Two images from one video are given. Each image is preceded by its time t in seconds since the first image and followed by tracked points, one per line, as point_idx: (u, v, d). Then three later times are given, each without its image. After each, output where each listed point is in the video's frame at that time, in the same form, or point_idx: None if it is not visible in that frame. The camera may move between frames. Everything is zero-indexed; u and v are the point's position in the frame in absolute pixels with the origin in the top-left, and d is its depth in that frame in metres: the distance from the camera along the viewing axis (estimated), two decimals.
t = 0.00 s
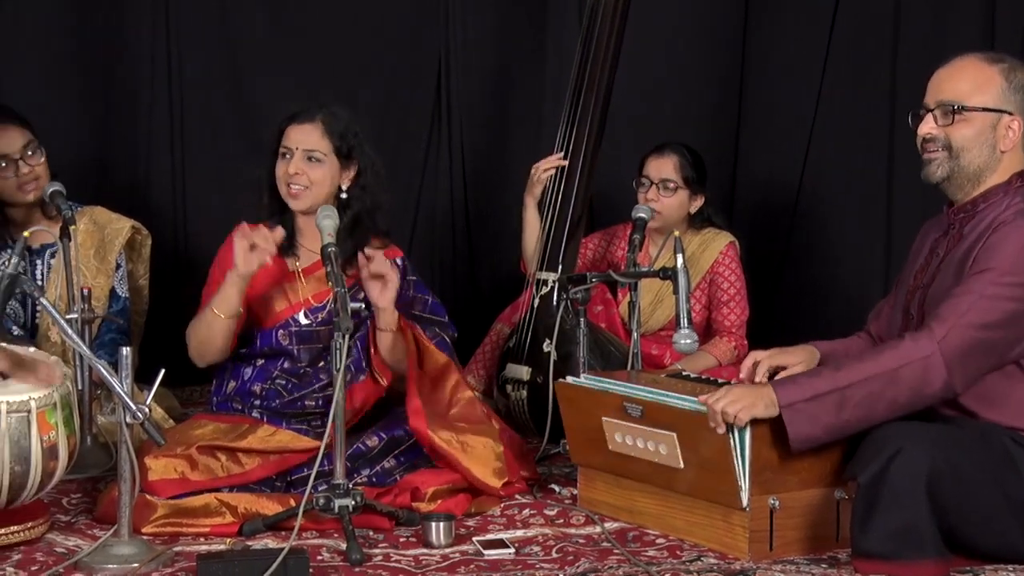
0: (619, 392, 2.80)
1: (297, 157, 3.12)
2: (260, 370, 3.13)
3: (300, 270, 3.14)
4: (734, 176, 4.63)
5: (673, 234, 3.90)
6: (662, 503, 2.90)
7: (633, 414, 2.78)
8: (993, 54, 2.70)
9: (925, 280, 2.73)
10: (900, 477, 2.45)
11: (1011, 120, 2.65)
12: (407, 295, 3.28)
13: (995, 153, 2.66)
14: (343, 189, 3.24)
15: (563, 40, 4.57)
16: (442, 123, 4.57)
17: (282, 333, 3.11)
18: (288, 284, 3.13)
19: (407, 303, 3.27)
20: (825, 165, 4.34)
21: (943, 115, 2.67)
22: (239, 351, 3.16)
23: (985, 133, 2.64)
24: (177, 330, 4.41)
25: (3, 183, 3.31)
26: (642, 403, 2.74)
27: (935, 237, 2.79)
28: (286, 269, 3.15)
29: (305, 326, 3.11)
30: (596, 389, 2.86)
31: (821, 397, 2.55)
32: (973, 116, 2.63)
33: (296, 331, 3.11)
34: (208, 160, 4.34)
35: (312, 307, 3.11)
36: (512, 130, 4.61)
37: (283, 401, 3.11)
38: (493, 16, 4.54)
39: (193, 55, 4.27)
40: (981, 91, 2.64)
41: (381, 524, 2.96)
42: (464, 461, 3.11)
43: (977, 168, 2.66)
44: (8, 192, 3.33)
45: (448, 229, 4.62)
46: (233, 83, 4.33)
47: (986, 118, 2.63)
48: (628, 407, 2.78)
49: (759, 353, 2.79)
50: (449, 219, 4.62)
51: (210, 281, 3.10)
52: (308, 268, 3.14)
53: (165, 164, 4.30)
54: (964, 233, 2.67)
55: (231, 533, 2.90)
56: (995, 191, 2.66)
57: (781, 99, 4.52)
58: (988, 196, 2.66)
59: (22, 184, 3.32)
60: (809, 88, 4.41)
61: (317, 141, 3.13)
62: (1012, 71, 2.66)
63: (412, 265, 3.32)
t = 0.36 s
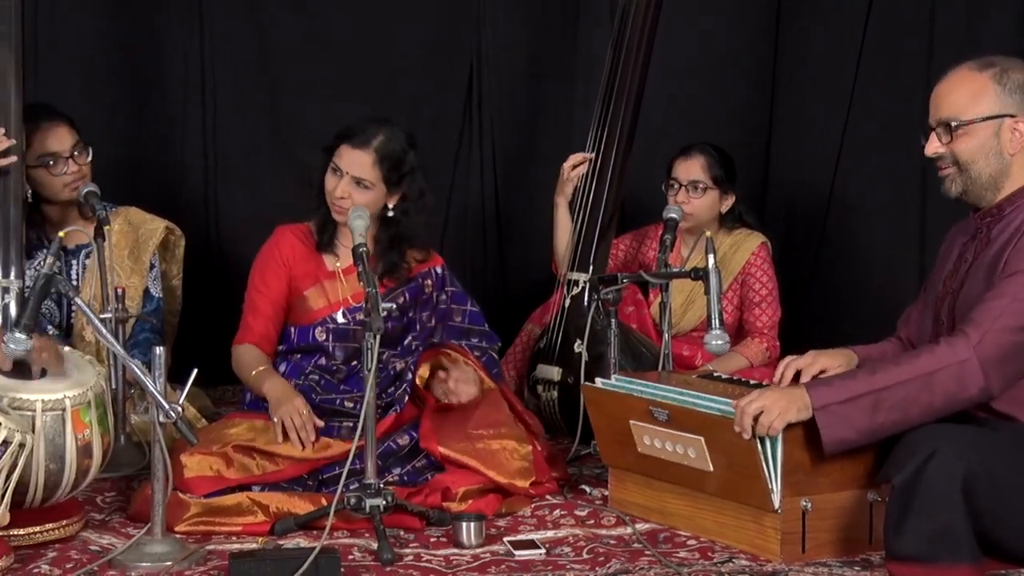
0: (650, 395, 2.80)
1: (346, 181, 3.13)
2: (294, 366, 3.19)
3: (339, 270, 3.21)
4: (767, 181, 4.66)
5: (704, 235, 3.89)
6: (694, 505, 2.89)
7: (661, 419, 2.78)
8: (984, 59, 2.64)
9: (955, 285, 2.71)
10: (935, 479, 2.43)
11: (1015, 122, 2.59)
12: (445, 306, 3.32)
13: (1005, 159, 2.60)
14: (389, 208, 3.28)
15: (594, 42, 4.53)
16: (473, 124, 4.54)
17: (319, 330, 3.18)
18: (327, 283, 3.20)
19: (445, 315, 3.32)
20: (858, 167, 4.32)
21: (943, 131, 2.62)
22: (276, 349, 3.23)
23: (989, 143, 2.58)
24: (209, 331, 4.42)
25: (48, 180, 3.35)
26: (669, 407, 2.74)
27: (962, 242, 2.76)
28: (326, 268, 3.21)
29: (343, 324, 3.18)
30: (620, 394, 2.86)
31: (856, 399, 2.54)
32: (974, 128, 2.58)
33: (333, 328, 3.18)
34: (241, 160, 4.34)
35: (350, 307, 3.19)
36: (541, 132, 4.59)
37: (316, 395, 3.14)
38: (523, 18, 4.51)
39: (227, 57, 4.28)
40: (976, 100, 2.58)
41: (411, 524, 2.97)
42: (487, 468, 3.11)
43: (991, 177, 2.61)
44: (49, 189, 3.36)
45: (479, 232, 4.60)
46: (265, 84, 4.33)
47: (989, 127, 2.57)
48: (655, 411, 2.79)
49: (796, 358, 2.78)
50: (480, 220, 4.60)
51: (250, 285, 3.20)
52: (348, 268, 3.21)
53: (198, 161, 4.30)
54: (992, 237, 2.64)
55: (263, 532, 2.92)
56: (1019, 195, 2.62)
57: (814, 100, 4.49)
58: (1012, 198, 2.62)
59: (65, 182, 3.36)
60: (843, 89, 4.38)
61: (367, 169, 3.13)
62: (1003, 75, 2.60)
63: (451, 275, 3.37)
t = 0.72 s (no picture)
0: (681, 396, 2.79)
1: (396, 152, 3.25)
2: (322, 360, 3.22)
3: (371, 267, 3.22)
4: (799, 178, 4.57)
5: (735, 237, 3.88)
6: (727, 506, 2.88)
7: (693, 420, 2.78)
8: (1005, 62, 2.59)
9: (989, 288, 2.68)
10: (970, 482, 2.41)
11: None
12: (477, 310, 3.35)
13: None
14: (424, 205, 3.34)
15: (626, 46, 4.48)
16: (504, 125, 4.53)
17: (348, 325, 3.20)
18: (360, 280, 3.21)
19: (477, 318, 3.35)
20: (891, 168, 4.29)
21: (966, 136, 2.59)
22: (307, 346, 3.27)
23: (1005, 146, 2.54)
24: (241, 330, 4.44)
25: (85, 178, 3.37)
26: (702, 408, 2.73)
27: (995, 246, 2.74)
28: (359, 266, 3.22)
29: (370, 319, 3.20)
30: (651, 395, 2.85)
31: (890, 401, 2.52)
32: (990, 133, 2.54)
33: (361, 323, 3.20)
34: (271, 162, 4.35)
35: (379, 304, 3.21)
36: (573, 133, 4.57)
37: (345, 390, 3.17)
38: (554, 18, 4.49)
39: (257, 58, 4.29)
40: (992, 104, 2.54)
41: (442, 524, 2.97)
42: (518, 469, 3.11)
43: (1013, 181, 2.57)
44: (85, 187, 3.39)
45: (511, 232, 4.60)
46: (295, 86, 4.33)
47: (1004, 131, 2.53)
48: (688, 413, 2.78)
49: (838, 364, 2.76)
50: (512, 220, 4.60)
51: (285, 283, 3.24)
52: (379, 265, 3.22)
53: (229, 160, 4.31)
54: None
55: (294, 531, 2.93)
56: None
57: (847, 100, 4.46)
58: None
59: (102, 180, 3.38)
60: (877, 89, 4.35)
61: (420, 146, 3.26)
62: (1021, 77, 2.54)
63: (483, 279, 3.39)
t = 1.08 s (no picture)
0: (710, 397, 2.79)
1: (422, 150, 3.28)
2: (350, 354, 3.25)
3: (399, 262, 3.27)
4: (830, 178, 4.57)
5: (764, 237, 3.85)
6: (756, 507, 2.87)
7: (722, 422, 2.77)
8: None
9: None
10: (1002, 486, 2.39)
11: None
12: (503, 305, 3.36)
13: None
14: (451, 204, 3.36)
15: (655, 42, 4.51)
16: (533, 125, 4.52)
17: (377, 318, 3.24)
18: (387, 273, 3.26)
19: (503, 314, 3.35)
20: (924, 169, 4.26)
21: (1002, 137, 2.57)
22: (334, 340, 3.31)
23: None
24: (270, 330, 4.46)
25: (121, 176, 3.41)
26: (729, 409, 2.73)
27: None
28: (387, 261, 3.28)
29: (397, 312, 3.24)
30: (682, 393, 2.85)
31: (920, 405, 2.52)
32: None
33: (388, 316, 3.24)
34: (303, 163, 4.36)
35: (406, 297, 3.25)
36: (603, 133, 4.57)
37: (375, 383, 3.20)
38: (584, 19, 4.49)
39: (288, 59, 4.29)
40: None
41: (470, 525, 2.97)
42: (547, 468, 3.11)
43: None
44: (121, 185, 3.42)
45: (540, 232, 4.59)
46: (326, 87, 4.34)
47: None
48: (716, 415, 2.78)
49: (876, 359, 2.74)
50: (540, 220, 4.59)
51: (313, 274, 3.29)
52: (407, 260, 3.27)
53: (259, 159, 4.32)
54: None
55: (324, 531, 2.93)
56: None
57: (879, 99, 4.44)
58: None
59: (138, 179, 3.41)
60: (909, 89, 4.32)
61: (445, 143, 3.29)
62: None
63: (507, 277, 3.42)
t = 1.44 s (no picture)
0: (733, 402, 2.78)
1: (433, 181, 3.20)
2: (384, 352, 3.27)
3: (432, 264, 3.28)
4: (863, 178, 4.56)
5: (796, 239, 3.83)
6: (789, 509, 2.85)
7: (750, 426, 2.76)
8: None
9: None
10: None
11: None
12: (535, 307, 3.37)
13: None
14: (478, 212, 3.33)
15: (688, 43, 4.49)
16: (563, 127, 4.52)
17: (410, 316, 3.24)
18: (420, 274, 3.27)
19: (535, 315, 3.37)
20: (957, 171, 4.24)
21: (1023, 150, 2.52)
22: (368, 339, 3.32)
23: None
24: (300, 330, 4.47)
25: (159, 177, 3.44)
26: (752, 413, 2.73)
27: None
28: (419, 263, 3.29)
29: (428, 311, 3.23)
30: (710, 399, 2.83)
31: (954, 407, 2.53)
32: None
33: (421, 314, 3.24)
34: (333, 163, 4.36)
35: (438, 297, 3.25)
36: (634, 136, 4.57)
37: (409, 379, 3.20)
38: (616, 20, 4.49)
39: (319, 60, 4.30)
40: None
41: (501, 525, 2.98)
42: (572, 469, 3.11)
43: None
44: (159, 186, 3.45)
45: (569, 232, 4.58)
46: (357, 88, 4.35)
47: None
48: (743, 420, 2.76)
49: (900, 364, 2.75)
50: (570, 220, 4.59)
51: (344, 275, 3.29)
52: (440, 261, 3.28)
53: (290, 160, 4.34)
54: None
55: (355, 531, 2.93)
56: None
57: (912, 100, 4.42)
58: None
59: (176, 180, 3.45)
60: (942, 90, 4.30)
61: (453, 166, 3.20)
62: None
63: (539, 280, 3.43)
